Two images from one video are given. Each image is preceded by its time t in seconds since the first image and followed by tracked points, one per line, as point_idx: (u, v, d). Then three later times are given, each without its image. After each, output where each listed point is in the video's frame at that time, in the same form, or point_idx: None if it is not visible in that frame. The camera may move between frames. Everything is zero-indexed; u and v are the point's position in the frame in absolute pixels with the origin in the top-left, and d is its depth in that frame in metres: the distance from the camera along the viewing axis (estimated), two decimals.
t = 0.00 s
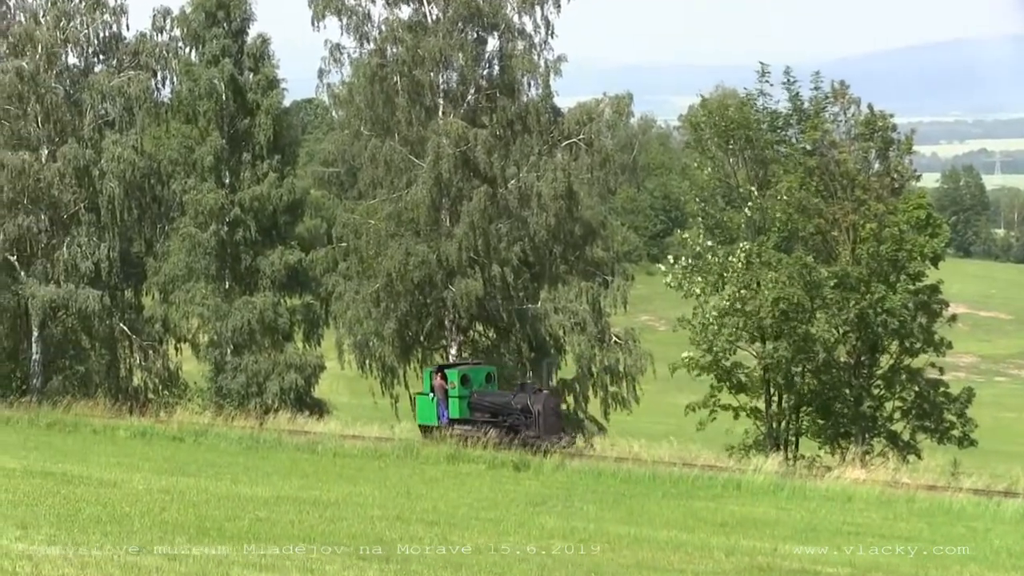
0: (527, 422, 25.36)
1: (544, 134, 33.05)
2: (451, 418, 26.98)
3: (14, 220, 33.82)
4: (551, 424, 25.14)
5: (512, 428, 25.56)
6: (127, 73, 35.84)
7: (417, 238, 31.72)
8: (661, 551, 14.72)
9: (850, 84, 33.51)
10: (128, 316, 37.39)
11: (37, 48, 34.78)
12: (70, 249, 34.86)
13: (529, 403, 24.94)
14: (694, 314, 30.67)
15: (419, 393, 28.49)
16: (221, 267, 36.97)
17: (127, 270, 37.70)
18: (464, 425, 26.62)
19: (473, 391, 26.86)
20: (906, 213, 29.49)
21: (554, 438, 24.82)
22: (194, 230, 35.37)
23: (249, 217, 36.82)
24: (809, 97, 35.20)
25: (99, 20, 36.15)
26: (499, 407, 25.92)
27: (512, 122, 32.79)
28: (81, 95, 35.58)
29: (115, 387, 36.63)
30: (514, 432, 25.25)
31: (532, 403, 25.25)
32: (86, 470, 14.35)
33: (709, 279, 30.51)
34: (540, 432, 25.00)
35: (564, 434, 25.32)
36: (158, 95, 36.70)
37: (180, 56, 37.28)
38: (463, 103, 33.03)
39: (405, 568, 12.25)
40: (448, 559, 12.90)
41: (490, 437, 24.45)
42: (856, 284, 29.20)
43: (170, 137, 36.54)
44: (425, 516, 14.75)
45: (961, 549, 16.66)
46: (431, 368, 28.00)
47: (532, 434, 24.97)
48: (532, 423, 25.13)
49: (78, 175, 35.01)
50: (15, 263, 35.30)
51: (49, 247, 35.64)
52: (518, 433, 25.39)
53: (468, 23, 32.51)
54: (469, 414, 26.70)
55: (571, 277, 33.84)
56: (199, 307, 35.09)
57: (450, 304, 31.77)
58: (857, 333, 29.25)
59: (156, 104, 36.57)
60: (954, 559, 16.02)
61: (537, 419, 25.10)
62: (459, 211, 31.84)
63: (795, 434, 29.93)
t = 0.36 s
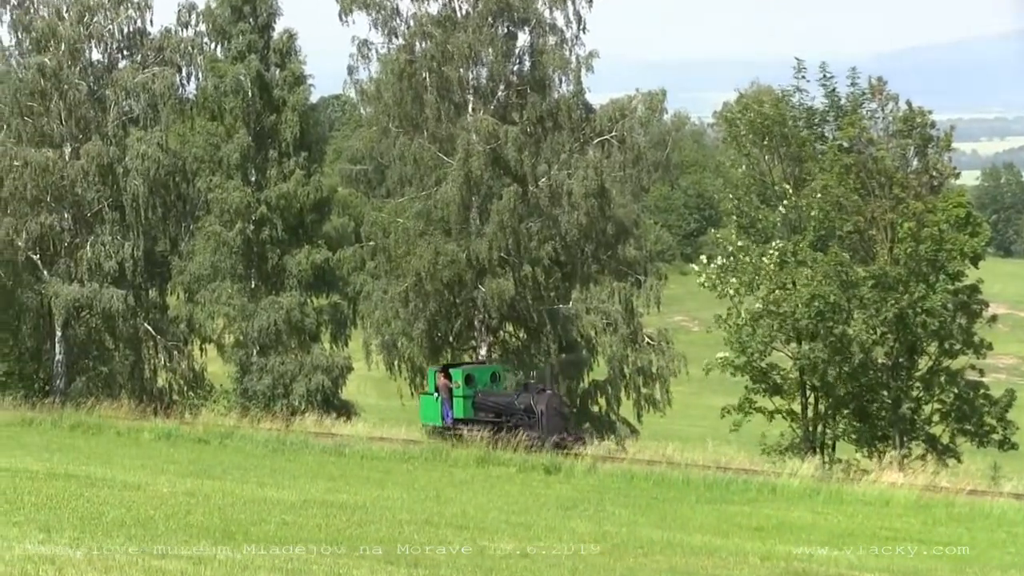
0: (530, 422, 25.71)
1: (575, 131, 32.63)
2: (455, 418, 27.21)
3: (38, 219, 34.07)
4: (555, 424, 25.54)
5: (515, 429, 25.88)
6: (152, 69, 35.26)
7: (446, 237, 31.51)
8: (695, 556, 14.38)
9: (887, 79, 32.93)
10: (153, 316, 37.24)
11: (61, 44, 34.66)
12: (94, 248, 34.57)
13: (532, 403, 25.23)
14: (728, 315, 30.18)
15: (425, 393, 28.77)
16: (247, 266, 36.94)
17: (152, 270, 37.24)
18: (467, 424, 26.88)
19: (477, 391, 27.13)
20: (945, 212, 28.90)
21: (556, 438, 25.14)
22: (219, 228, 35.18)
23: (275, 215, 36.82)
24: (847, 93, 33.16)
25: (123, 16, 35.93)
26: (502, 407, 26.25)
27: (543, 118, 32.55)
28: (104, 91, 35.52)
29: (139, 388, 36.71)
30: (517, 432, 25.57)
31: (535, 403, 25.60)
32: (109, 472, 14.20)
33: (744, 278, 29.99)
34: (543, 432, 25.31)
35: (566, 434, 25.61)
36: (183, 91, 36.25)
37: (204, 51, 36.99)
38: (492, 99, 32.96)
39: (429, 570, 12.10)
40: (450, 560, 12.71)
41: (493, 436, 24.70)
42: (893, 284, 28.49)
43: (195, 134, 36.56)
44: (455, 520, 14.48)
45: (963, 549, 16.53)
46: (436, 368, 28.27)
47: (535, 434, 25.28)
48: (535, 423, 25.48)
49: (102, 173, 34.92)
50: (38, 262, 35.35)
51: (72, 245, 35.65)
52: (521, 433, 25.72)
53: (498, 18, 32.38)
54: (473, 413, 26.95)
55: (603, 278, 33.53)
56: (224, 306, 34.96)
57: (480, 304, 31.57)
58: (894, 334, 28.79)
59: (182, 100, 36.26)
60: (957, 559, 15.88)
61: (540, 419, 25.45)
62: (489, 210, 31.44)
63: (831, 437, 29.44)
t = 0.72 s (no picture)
0: (536, 422, 26.33)
1: (610, 128, 32.31)
2: (462, 418, 27.45)
3: (63, 218, 34.05)
4: (560, 424, 26.30)
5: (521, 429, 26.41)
6: (179, 66, 35.11)
7: (478, 235, 31.38)
8: (733, 561, 14.03)
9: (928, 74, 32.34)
10: (180, 316, 37.23)
11: (87, 41, 34.67)
12: (121, 248, 34.58)
13: (540, 402, 26.04)
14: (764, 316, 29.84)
15: (430, 395, 28.98)
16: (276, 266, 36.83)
17: (179, 270, 37.35)
18: (475, 424, 27.14)
19: (484, 391, 27.46)
20: (989, 210, 27.98)
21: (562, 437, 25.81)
22: (248, 227, 35.26)
23: (305, 213, 36.70)
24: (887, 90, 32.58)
25: (150, 11, 35.74)
26: (508, 407, 26.76)
27: (577, 115, 32.35)
28: (131, 89, 35.63)
29: (167, 390, 36.68)
30: (524, 432, 26.08)
31: (542, 403, 26.34)
32: (135, 475, 14.10)
33: (781, 279, 29.63)
34: (550, 432, 25.95)
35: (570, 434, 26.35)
36: (211, 88, 36.13)
37: (233, 47, 36.85)
38: (526, 95, 32.67)
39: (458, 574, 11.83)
40: (448, 559, 12.45)
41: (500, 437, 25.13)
42: (934, 283, 28.00)
43: (223, 132, 36.40)
44: (488, 525, 14.22)
45: (961, 549, 16.27)
46: (442, 368, 28.51)
47: (542, 433, 25.88)
48: (541, 422, 26.16)
49: (129, 172, 34.88)
50: (64, 262, 35.22)
51: (99, 244, 35.57)
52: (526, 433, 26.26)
53: (531, 14, 32.12)
54: (480, 414, 27.25)
55: (638, 278, 33.13)
56: (253, 307, 34.82)
57: (513, 305, 31.34)
58: (936, 335, 28.29)
59: (209, 98, 36.00)
60: (955, 559, 15.60)
61: (546, 419, 26.15)
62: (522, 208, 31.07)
63: (872, 440, 29.38)
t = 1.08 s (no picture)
0: (539, 424, 26.14)
1: (640, 126, 32.13)
2: (464, 419, 27.65)
3: (84, 217, 33.71)
4: (563, 424, 25.96)
5: (526, 430, 26.34)
6: (202, 63, 35.19)
7: (507, 235, 31.02)
8: (767, 567, 13.69)
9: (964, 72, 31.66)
10: (203, 317, 36.87)
11: (108, 36, 34.69)
12: (143, 248, 33.98)
13: (543, 405, 25.64)
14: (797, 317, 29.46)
15: (432, 393, 29.03)
16: (300, 266, 36.63)
17: (203, 270, 37.13)
18: (478, 425, 27.29)
19: (486, 393, 27.55)
20: None
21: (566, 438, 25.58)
22: (272, 227, 35.14)
23: (329, 213, 36.62)
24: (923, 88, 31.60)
25: (173, 8, 35.93)
26: (511, 409, 26.63)
27: (608, 112, 32.00)
28: (153, 85, 35.44)
29: (189, 391, 36.60)
30: (528, 434, 26.03)
31: (545, 405, 25.98)
32: (158, 478, 13.95)
33: (815, 279, 29.15)
34: (554, 433, 25.71)
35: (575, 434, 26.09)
36: (235, 85, 36.10)
37: (256, 43, 36.73)
38: (555, 92, 32.31)
39: None
40: (467, 564, 12.13)
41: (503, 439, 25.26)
42: (972, 282, 27.78)
43: (246, 130, 36.74)
44: (517, 530, 13.95)
45: (959, 550, 16.04)
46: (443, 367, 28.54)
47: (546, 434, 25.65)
48: (545, 424, 25.91)
49: (151, 169, 34.54)
50: (86, 262, 35.10)
51: (121, 244, 35.17)
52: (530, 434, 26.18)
53: (560, 10, 31.92)
54: (482, 415, 27.38)
55: (670, 279, 33.09)
56: (278, 308, 34.78)
57: (542, 307, 30.94)
58: (973, 336, 28.06)
59: (232, 94, 36.04)
60: (953, 560, 15.37)
61: (550, 420, 25.84)
62: (552, 207, 30.81)
63: (907, 443, 28.75)
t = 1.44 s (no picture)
0: (543, 425, 26.68)
1: (673, 123, 31.80)
2: (468, 420, 27.99)
3: (107, 216, 33.37)
4: (568, 424, 26.55)
5: (529, 431, 26.86)
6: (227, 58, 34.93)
7: (536, 234, 30.90)
8: (801, 571, 13.37)
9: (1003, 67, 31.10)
10: (228, 317, 36.87)
11: (131, 32, 34.64)
12: (166, 247, 33.57)
13: (546, 406, 26.19)
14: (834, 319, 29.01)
15: (436, 393, 29.35)
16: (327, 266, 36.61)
17: (227, 269, 37.33)
18: (482, 426, 27.74)
19: (489, 394, 27.89)
20: None
21: (569, 439, 26.11)
22: (297, 225, 35.05)
23: (356, 211, 36.49)
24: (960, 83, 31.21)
25: (198, 3, 35.78)
26: (515, 410, 27.18)
27: (640, 109, 31.67)
28: (176, 82, 35.36)
29: (213, 394, 36.47)
30: (531, 435, 26.53)
31: (549, 406, 26.54)
32: (181, 482, 13.79)
33: (851, 280, 28.48)
34: (557, 433, 26.27)
35: (578, 434, 26.68)
36: (260, 81, 36.09)
37: (282, 39, 36.63)
38: (586, 89, 32.08)
39: None
40: (496, 569, 11.84)
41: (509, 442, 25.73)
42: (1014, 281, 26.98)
43: (272, 127, 36.89)
44: (548, 535, 13.68)
45: (958, 548, 15.81)
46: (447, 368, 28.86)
47: (549, 435, 26.20)
48: (549, 424, 26.44)
49: (175, 167, 34.31)
50: (109, 262, 34.91)
51: (144, 243, 35.02)
52: (534, 434, 26.70)
53: (591, 5, 31.58)
54: (486, 415, 27.80)
55: (702, 279, 32.67)
56: (303, 308, 34.67)
57: (572, 307, 30.64)
58: (1013, 338, 27.36)
59: (258, 90, 35.90)
60: (953, 559, 15.16)
61: (553, 421, 26.40)
62: (582, 206, 30.52)
63: (947, 449, 28.60)
